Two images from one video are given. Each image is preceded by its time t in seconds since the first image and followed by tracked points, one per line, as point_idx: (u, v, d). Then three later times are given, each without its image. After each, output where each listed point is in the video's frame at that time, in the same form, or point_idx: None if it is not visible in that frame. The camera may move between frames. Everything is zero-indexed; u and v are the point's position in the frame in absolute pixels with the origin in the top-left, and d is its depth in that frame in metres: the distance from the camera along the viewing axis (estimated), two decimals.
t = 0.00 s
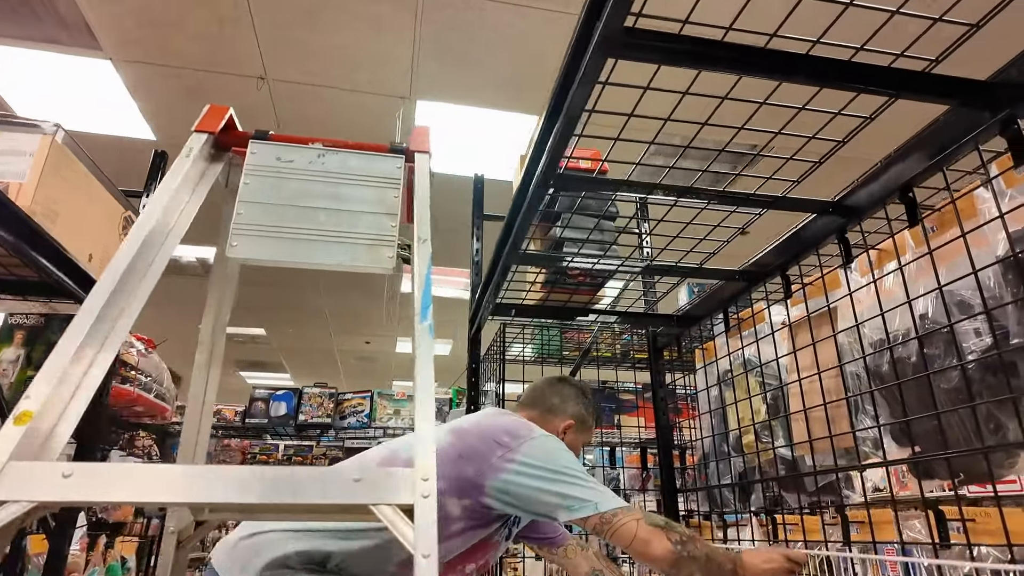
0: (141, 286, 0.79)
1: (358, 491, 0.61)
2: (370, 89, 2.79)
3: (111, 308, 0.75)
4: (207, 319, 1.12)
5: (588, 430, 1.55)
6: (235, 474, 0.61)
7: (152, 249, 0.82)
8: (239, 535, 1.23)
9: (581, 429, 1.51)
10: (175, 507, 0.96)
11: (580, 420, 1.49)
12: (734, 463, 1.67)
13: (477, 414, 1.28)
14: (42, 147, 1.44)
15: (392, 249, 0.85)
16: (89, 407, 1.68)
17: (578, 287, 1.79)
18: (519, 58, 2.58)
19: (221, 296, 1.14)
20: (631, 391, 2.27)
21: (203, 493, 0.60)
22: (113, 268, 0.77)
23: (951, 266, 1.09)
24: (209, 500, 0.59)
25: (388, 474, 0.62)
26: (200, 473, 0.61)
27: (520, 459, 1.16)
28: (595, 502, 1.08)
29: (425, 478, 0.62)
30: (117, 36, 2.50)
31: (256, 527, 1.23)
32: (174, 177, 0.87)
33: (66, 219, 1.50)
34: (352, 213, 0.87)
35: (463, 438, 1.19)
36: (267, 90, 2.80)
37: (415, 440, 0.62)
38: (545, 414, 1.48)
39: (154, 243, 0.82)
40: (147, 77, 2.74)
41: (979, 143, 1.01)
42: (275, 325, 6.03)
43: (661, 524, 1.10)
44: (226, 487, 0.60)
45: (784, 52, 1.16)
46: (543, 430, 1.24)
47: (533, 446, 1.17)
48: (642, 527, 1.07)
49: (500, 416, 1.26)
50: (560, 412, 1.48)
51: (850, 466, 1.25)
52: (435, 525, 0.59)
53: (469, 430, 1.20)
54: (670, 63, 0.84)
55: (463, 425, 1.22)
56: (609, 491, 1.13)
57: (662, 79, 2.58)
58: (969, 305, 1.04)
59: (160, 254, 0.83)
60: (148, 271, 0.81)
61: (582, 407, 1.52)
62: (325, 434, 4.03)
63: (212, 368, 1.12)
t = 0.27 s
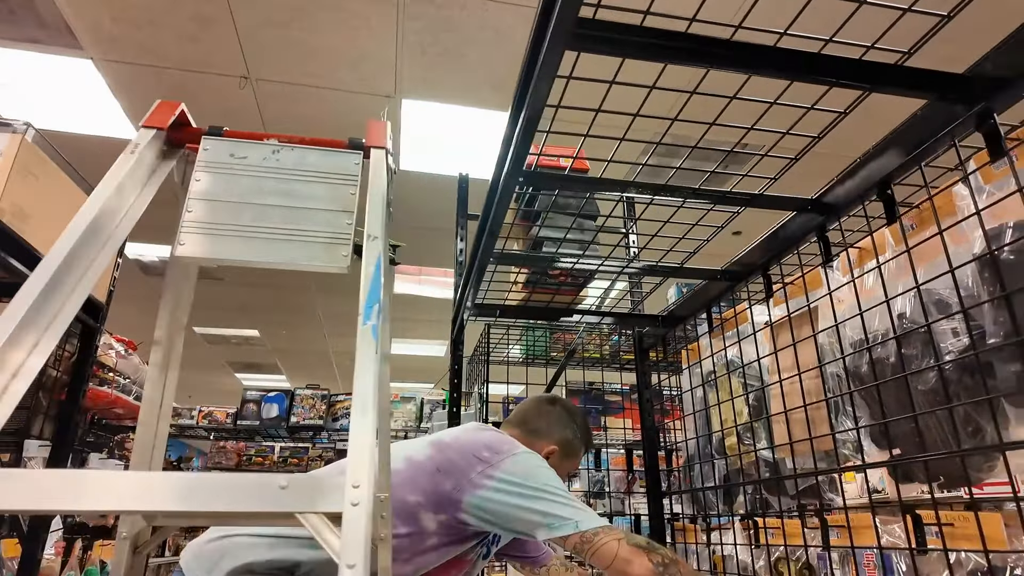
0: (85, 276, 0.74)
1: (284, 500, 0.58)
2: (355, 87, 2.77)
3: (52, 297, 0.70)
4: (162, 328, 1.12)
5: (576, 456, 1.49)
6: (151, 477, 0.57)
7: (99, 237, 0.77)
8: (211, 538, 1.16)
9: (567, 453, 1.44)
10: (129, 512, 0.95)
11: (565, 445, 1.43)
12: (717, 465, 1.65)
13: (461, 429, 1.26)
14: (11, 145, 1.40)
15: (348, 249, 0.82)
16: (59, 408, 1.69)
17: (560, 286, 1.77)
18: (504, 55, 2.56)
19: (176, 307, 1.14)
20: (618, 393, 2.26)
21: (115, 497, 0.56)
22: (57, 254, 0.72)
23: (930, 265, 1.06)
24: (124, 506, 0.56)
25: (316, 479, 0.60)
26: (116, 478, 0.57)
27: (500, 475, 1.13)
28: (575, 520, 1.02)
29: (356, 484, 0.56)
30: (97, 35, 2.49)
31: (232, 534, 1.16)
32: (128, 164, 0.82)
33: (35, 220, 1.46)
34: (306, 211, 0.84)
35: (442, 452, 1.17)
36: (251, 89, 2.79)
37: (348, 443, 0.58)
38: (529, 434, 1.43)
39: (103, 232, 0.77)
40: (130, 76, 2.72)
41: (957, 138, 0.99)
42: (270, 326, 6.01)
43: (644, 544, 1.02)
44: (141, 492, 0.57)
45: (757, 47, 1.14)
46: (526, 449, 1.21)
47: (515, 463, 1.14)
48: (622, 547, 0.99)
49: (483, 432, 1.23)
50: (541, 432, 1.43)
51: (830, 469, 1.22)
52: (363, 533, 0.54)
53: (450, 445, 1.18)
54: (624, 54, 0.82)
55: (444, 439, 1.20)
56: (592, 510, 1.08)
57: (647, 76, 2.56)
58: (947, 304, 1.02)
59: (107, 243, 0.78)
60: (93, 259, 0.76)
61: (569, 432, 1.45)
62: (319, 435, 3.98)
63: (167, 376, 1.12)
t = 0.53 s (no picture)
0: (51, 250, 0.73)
1: (242, 482, 0.56)
2: (345, 80, 2.76)
3: (14, 275, 0.68)
4: (135, 320, 1.11)
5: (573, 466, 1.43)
6: (108, 458, 0.56)
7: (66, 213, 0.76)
8: (193, 530, 1.11)
9: (562, 461, 1.39)
10: (102, 501, 0.94)
11: (559, 451, 1.39)
12: (711, 461, 1.62)
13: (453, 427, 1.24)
14: None
15: (322, 230, 0.81)
16: (45, 402, 1.66)
17: (552, 279, 1.76)
18: (497, 48, 2.54)
19: (149, 299, 1.14)
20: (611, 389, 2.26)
21: (72, 479, 0.55)
22: (22, 226, 0.70)
23: (922, 252, 1.04)
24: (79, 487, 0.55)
25: (277, 461, 0.58)
26: (75, 459, 0.56)
27: (490, 473, 1.09)
28: (569, 515, 0.98)
29: (320, 466, 0.55)
30: (85, 26, 2.49)
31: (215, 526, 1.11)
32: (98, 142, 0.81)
33: (17, 209, 1.44)
34: (280, 192, 0.83)
35: (432, 450, 1.15)
36: (241, 82, 2.78)
37: (313, 425, 0.56)
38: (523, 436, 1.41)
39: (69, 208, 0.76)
40: (118, 69, 2.72)
41: (949, 120, 0.97)
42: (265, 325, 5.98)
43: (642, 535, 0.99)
44: (98, 473, 0.56)
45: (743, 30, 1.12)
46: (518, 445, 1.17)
47: (506, 460, 1.11)
48: (620, 539, 0.96)
49: (474, 430, 1.20)
50: (536, 434, 1.41)
51: (823, 462, 1.20)
52: (325, 515, 0.53)
53: (440, 443, 1.16)
54: (597, 28, 0.81)
55: (434, 436, 1.17)
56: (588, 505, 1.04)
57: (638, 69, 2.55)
58: (941, 292, 1.00)
59: (73, 219, 0.77)
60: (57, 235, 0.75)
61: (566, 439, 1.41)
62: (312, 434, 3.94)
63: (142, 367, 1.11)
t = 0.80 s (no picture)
0: (31, 245, 0.71)
1: (225, 488, 0.54)
2: (342, 77, 2.74)
3: None
4: (124, 317, 1.09)
5: (577, 458, 1.32)
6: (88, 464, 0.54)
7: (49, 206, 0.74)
8: (183, 536, 1.08)
9: (558, 446, 1.29)
10: (87, 506, 0.91)
11: (552, 433, 1.29)
12: (713, 462, 1.59)
13: (448, 415, 1.21)
14: None
15: (312, 225, 0.79)
16: (38, 402, 1.63)
17: (552, 277, 1.73)
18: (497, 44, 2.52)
19: (138, 295, 1.11)
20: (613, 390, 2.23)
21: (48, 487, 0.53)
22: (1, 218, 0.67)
23: (932, 249, 1.01)
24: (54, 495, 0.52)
25: (262, 465, 0.55)
26: (54, 463, 0.54)
27: (481, 461, 1.07)
28: (560, 506, 0.95)
29: (307, 472, 0.52)
30: (79, 22, 2.47)
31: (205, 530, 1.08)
32: (84, 134, 0.79)
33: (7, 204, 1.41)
34: (271, 185, 0.81)
35: (425, 441, 1.12)
36: (237, 79, 2.76)
37: (301, 429, 0.54)
38: (518, 417, 1.35)
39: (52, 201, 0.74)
40: (113, 65, 2.70)
41: (960, 113, 0.94)
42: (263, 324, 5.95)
43: (632, 532, 0.96)
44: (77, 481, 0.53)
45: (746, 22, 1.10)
46: (511, 432, 1.15)
47: (496, 447, 1.08)
48: (610, 534, 0.93)
49: (467, 419, 1.17)
50: (530, 418, 1.34)
51: (828, 465, 1.17)
52: (313, 522, 0.50)
53: (432, 433, 1.13)
54: (592, 16, 0.79)
55: (427, 428, 1.15)
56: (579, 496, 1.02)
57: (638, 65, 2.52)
58: (951, 290, 0.97)
59: (55, 214, 0.75)
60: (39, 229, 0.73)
61: (563, 426, 1.31)
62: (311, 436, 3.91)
63: (131, 366, 1.08)
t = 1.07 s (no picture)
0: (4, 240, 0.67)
1: (201, 497, 0.50)
2: (339, 74, 2.71)
3: None
4: (105, 317, 1.06)
5: (571, 444, 1.23)
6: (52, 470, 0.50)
7: (24, 200, 0.70)
8: (165, 545, 1.04)
9: (552, 431, 1.19)
10: (67, 511, 0.89)
11: (544, 417, 1.20)
12: (717, 465, 1.56)
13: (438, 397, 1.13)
14: None
15: (303, 220, 0.76)
16: (27, 403, 1.58)
17: (552, 276, 1.70)
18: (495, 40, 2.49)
19: (121, 292, 1.08)
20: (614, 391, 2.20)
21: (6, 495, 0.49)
22: None
23: (946, 246, 0.98)
24: (14, 505, 0.48)
25: (240, 474, 0.52)
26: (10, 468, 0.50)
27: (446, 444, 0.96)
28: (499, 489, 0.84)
29: (289, 480, 0.49)
30: (72, 17, 2.43)
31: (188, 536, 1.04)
32: (60, 125, 0.76)
33: None
34: (259, 178, 0.78)
35: (400, 425, 1.04)
36: (233, 75, 2.73)
37: (283, 433, 0.50)
38: (511, 406, 1.24)
39: (26, 195, 0.70)
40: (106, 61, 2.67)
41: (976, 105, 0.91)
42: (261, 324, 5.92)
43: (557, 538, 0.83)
44: (37, 489, 0.49)
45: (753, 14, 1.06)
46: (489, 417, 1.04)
47: (464, 430, 0.96)
48: (530, 530, 0.81)
49: (449, 401, 1.07)
50: (524, 406, 1.23)
51: (837, 468, 1.14)
52: (296, 535, 0.47)
53: (408, 417, 1.04)
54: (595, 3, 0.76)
55: (406, 413, 1.07)
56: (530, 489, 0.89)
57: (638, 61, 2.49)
58: (967, 288, 0.94)
59: (30, 208, 0.71)
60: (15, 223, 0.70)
61: (555, 410, 1.22)
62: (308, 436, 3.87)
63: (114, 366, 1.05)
